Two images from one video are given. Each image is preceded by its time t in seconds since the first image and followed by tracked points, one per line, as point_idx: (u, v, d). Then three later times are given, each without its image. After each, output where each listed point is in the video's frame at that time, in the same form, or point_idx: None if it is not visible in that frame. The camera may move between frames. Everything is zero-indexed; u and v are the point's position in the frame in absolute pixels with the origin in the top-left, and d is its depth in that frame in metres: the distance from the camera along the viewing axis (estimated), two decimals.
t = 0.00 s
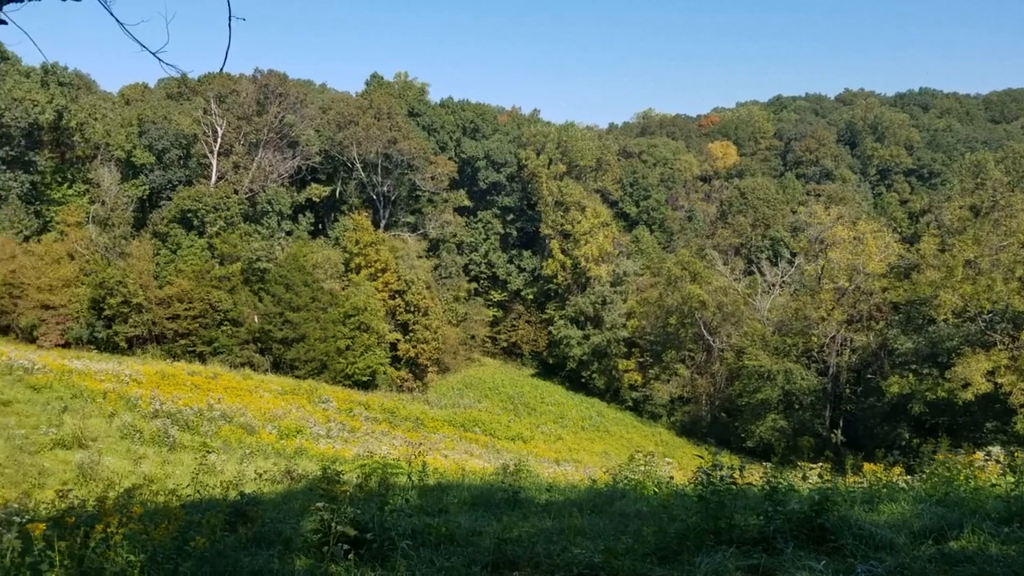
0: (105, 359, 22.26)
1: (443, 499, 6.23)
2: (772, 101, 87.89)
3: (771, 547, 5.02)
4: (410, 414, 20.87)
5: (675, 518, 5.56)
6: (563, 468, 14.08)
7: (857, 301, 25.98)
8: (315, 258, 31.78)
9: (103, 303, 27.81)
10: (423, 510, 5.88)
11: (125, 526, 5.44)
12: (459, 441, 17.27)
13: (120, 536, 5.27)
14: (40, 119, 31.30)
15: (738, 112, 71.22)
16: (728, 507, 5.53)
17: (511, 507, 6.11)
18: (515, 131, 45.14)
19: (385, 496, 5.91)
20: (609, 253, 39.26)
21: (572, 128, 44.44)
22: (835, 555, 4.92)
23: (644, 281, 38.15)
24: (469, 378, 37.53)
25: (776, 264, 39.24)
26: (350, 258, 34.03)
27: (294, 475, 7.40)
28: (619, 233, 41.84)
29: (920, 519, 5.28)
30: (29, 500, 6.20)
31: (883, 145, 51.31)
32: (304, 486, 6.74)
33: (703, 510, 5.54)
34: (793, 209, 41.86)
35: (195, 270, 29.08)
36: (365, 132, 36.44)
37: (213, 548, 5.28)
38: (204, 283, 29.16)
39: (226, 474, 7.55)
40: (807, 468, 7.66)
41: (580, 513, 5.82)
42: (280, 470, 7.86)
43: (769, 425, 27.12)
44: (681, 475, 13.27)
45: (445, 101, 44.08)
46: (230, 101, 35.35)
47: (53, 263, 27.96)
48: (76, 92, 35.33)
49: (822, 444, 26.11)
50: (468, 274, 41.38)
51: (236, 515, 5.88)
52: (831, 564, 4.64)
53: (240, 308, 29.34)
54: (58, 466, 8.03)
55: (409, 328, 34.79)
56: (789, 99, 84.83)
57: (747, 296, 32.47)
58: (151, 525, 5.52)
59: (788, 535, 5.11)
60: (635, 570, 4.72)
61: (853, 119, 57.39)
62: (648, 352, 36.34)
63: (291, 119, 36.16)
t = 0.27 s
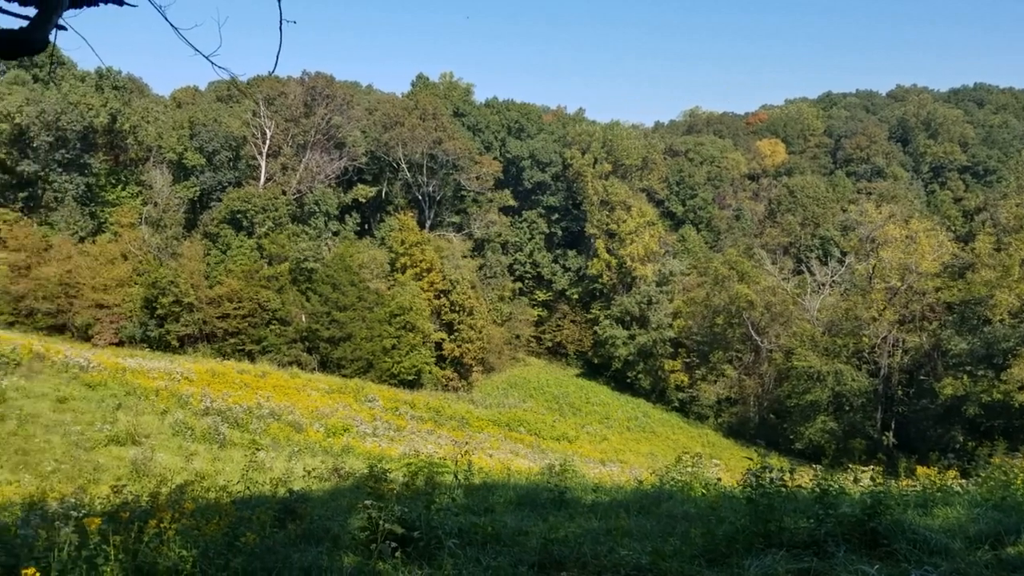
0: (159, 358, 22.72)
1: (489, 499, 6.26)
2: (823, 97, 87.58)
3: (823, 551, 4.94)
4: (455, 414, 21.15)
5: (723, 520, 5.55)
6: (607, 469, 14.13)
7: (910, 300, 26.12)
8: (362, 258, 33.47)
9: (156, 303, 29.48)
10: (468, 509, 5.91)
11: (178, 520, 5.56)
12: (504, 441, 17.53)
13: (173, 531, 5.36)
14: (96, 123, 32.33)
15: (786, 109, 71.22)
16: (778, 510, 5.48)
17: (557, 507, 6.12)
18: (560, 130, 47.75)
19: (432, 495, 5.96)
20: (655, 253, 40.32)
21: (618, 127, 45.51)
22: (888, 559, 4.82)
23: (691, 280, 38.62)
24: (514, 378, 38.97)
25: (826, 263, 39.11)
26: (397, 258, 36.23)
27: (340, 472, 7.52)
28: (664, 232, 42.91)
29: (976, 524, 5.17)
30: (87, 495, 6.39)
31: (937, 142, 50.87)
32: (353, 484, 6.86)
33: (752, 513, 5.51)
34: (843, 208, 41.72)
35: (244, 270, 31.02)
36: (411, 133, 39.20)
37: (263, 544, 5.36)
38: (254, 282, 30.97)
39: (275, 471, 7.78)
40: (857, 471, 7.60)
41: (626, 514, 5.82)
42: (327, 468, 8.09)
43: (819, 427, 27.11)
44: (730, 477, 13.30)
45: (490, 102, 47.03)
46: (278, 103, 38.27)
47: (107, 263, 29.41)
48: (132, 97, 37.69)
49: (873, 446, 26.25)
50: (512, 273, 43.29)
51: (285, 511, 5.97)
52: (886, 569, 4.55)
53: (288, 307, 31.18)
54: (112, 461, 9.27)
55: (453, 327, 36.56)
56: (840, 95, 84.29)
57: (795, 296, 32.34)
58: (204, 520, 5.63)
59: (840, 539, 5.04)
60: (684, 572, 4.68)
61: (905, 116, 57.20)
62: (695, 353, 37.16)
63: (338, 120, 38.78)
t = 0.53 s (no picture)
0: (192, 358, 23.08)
1: (521, 500, 6.27)
2: (857, 96, 87.16)
3: (859, 553, 4.88)
4: (487, 415, 21.35)
5: (758, 523, 5.51)
6: (638, 470, 14.42)
7: (947, 301, 26.22)
8: (393, 259, 34.21)
9: (190, 304, 30.55)
10: (500, 510, 5.92)
11: (213, 519, 5.62)
12: (536, 442, 17.78)
13: (208, 530, 5.40)
14: (130, 126, 33.32)
15: (820, 108, 70.95)
16: (813, 512, 5.43)
17: (589, 508, 6.10)
18: (591, 131, 48.33)
19: (464, 496, 5.98)
20: (687, 253, 40.30)
21: (648, 127, 46.01)
22: (925, 563, 4.75)
23: (723, 281, 38.84)
24: (545, 379, 39.15)
25: (861, 263, 38.89)
26: (427, 259, 36.59)
27: (374, 472, 7.61)
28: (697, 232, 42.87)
29: (1016, 528, 5.11)
30: (125, 493, 6.51)
31: (974, 139, 50.47)
32: (385, 484, 6.91)
33: (787, 515, 5.45)
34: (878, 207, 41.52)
35: (277, 271, 32.00)
36: (440, 134, 39.47)
37: (297, 543, 5.39)
38: (286, 284, 31.98)
39: (310, 470, 8.00)
40: (893, 473, 7.56)
41: (658, 516, 5.80)
42: (359, 468, 8.26)
43: (854, 428, 26.68)
44: (764, 481, 13.21)
45: (521, 103, 47.21)
46: (311, 106, 39.85)
47: (143, 265, 30.50)
48: (168, 101, 38.49)
49: (909, 448, 26.45)
50: (544, 274, 43.57)
51: (318, 511, 6.01)
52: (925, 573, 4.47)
53: (320, 308, 32.01)
54: (147, 461, 9.92)
55: (485, 328, 36.60)
56: (874, 92, 83.64)
57: (830, 295, 31.88)
58: (238, 518, 5.68)
59: (876, 542, 4.97)
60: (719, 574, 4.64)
61: (941, 114, 56.81)
62: (728, 354, 37.17)
63: (369, 122, 40.18)
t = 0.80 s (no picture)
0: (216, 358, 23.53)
1: (542, 501, 6.28)
2: (882, 95, 86.79)
3: (884, 557, 4.85)
4: (508, 416, 22.25)
5: (782, 525, 5.48)
6: (661, 472, 14.63)
7: (973, 302, 25.94)
8: (414, 259, 34.58)
9: (213, 304, 30.65)
10: (522, 511, 5.92)
11: (236, 519, 5.65)
12: (556, 443, 18.07)
13: (232, 529, 5.45)
14: (155, 128, 33.80)
15: (844, 107, 70.76)
16: (838, 514, 5.40)
17: (611, 510, 6.08)
18: (613, 131, 47.86)
19: (485, 496, 5.99)
20: (709, 253, 39.99)
21: (670, 128, 46.51)
22: (951, 567, 4.72)
23: (747, 282, 38.63)
24: (565, 380, 39.35)
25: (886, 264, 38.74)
26: (448, 260, 36.78)
27: (394, 473, 7.63)
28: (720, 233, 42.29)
29: None
30: (150, 493, 6.59)
31: (1002, 140, 50.24)
32: (408, 484, 6.94)
33: (811, 518, 5.41)
34: (903, 207, 41.35)
35: (299, 272, 32.37)
36: (462, 135, 40.00)
37: (319, 543, 5.41)
38: (308, 284, 32.26)
39: (330, 470, 8.04)
40: (921, 478, 7.51)
41: (681, 518, 5.79)
42: (381, 469, 8.34)
43: (878, 430, 26.72)
44: (786, 483, 13.22)
45: (542, 103, 47.13)
46: (333, 108, 40.55)
47: (167, 266, 30.82)
48: (192, 104, 39.28)
49: (934, 451, 26.28)
50: (565, 275, 43.73)
51: (340, 511, 6.03)
52: None
53: (342, 309, 32.38)
54: (171, 460, 10.05)
55: (506, 329, 36.68)
56: (899, 92, 83.22)
57: (854, 297, 31.74)
58: (261, 518, 5.71)
59: (902, 545, 4.92)
60: None
61: (968, 113, 56.43)
62: (750, 355, 36.95)
63: (390, 123, 40.47)
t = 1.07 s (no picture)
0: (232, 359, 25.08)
1: (559, 502, 6.28)
2: (901, 94, 86.44)
3: (902, 560, 4.82)
4: (523, 416, 23.03)
5: (799, 527, 5.46)
6: (676, 473, 14.85)
7: (993, 302, 25.62)
8: (430, 261, 34.92)
9: (231, 306, 30.84)
10: (538, 512, 5.94)
11: (253, 520, 5.69)
12: (571, 445, 18.47)
13: (250, 530, 5.49)
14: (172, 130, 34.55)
15: (861, 107, 70.65)
16: (856, 516, 5.38)
17: (628, 511, 6.09)
18: (628, 132, 48.49)
19: (501, 498, 6.00)
20: (726, 254, 40.36)
21: (687, 128, 46.40)
22: (970, 570, 4.68)
23: (763, 282, 39.15)
24: (581, 381, 39.39)
25: (904, 264, 38.65)
26: (463, 261, 37.02)
27: (410, 473, 7.67)
28: (735, 233, 42.84)
29: None
30: (167, 494, 6.63)
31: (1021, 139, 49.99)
32: (424, 486, 6.97)
33: (828, 519, 5.38)
34: (921, 207, 41.22)
35: (315, 273, 32.74)
36: (477, 137, 39.98)
37: (337, 543, 5.42)
38: (325, 286, 32.59)
39: (348, 471, 8.16)
40: (939, 480, 7.52)
41: (698, 520, 5.79)
42: (396, 469, 8.40)
43: (896, 432, 26.83)
44: (802, 484, 13.33)
45: (557, 104, 48.24)
46: (349, 110, 41.19)
47: (185, 267, 31.57)
48: (210, 106, 40.00)
49: (953, 453, 25.93)
50: (580, 276, 44.19)
51: (357, 512, 6.06)
52: None
53: (358, 310, 32.50)
54: (189, 461, 10.16)
55: (522, 330, 36.59)
56: (918, 92, 82.84)
57: (871, 298, 31.74)
58: (278, 519, 5.75)
59: (921, 547, 4.90)
60: None
61: (986, 112, 56.14)
62: (768, 356, 37.21)
63: (406, 125, 41.21)
